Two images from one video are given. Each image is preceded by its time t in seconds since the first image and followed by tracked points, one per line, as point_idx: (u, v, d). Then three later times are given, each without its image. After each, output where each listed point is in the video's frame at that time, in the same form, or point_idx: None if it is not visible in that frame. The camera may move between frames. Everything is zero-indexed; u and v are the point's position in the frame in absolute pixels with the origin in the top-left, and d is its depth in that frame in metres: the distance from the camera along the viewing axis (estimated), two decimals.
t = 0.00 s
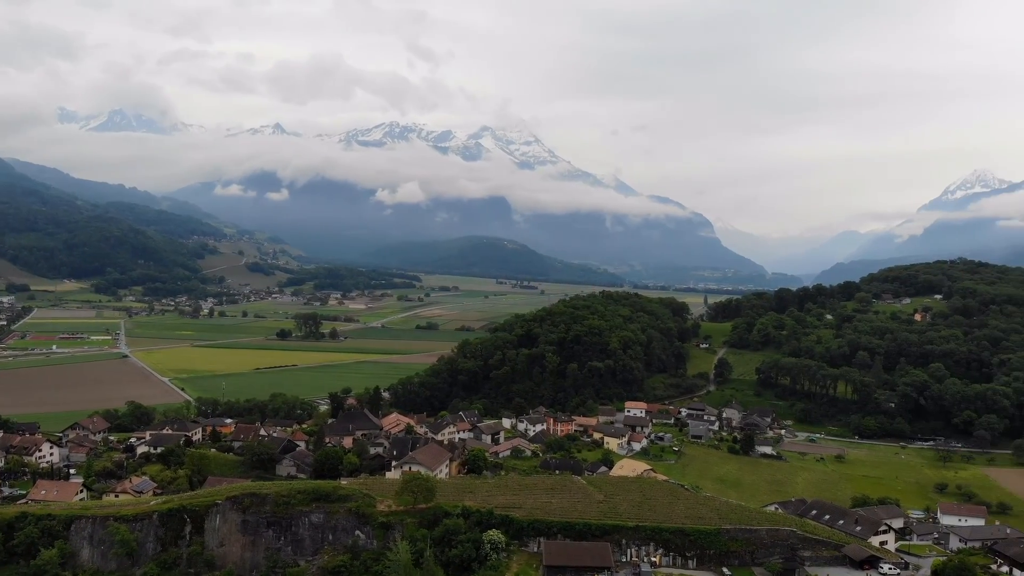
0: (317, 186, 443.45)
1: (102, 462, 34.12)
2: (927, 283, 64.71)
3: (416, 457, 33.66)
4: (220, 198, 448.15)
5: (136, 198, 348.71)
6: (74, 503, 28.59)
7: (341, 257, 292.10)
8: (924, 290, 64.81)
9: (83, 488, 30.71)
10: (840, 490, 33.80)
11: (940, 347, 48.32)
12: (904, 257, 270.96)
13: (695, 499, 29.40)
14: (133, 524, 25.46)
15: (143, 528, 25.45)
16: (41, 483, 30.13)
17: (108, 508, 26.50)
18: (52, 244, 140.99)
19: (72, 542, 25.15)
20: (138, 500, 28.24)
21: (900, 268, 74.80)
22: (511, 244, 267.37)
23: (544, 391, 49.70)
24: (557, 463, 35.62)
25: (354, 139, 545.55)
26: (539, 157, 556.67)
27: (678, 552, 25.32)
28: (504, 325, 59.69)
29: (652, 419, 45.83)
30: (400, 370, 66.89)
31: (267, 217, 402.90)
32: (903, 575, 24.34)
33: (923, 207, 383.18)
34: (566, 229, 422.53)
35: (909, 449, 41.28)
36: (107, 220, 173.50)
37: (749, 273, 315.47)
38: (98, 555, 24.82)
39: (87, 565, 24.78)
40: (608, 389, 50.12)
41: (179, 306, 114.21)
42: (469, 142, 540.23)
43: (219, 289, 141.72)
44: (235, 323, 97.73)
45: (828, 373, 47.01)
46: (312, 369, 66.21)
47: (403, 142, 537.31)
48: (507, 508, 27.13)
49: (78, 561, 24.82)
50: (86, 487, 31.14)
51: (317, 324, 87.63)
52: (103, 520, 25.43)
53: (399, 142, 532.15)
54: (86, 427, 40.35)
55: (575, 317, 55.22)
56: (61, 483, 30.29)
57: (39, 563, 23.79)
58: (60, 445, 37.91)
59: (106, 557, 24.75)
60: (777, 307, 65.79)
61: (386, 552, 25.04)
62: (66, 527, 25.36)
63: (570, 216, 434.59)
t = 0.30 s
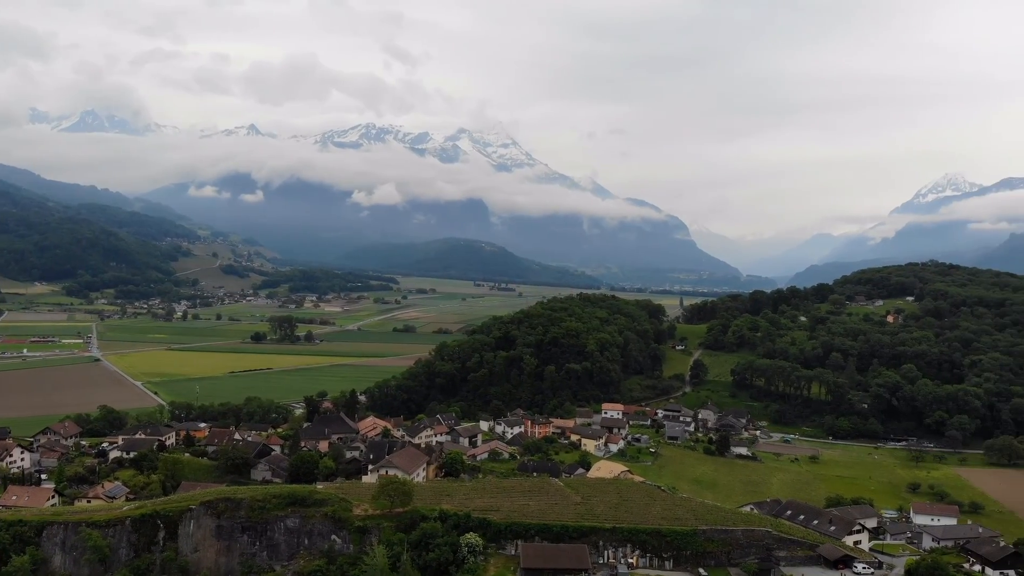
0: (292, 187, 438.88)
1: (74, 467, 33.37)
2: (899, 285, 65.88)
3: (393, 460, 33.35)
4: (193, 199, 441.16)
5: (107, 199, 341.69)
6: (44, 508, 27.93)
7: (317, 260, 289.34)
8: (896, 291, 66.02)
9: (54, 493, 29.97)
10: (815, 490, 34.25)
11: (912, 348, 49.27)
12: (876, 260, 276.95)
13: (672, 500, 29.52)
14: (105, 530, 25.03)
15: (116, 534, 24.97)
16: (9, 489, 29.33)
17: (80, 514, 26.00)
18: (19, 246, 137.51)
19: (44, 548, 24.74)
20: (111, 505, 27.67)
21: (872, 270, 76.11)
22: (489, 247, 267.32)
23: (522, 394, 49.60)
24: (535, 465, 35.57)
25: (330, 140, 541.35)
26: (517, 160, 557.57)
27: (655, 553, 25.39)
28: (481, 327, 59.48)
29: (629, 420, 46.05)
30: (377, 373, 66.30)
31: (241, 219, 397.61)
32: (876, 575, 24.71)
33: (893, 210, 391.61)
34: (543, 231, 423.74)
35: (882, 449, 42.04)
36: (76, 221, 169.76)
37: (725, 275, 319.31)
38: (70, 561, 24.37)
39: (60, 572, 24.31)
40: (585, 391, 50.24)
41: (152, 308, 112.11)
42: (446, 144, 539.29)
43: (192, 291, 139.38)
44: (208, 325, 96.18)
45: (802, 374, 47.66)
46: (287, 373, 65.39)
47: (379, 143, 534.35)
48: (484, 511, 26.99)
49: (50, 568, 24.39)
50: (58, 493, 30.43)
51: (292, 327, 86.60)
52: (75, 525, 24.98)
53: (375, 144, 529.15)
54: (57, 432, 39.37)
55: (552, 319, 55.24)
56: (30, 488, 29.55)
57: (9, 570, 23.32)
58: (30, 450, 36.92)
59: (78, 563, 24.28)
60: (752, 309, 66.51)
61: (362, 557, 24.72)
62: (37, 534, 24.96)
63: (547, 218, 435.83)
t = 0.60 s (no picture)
0: (268, 188, 434.11)
1: (47, 471, 32.62)
2: (873, 288, 66.97)
3: (370, 463, 33.04)
4: (167, 200, 434.15)
5: (78, 200, 334.68)
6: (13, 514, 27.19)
7: (294, 262, 286.25)
8: (871, 293, 67.15)
9: (24, 499, 29.17)
10: (791, 490, 34.64)
11: (886, 349, 50.14)
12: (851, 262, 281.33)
13: (650, 501, 29.61)
14: (79, 535, 24.48)
15: (90, 540, 24.47)
16: None
17: (53, 519, 25.44)
18: None
19: (14, 554, 24.11)
20: (85, 510, 27.07)
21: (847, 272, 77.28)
22: (468, 249, 266.88)
23: (500, 396, 49.47)
24: (513, 467, 35.49)
25: (307, 141, 536.41)
26: (495, 162, 557.84)
27: (634, 554, 25.47)
28: (460, 329, 59.25)
29: (607, 422, 46.19)
30: (355, 376, 65.75)
31: (216, 220, 392.13)
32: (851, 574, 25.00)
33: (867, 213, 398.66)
34: (522, 233, 424.22)
35: (856, 449, 42.71)
36: (46, 222, 166.10)
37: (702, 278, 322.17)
38: (43, 568, 23.83)
39: None
40: (564, 393, 50.28)
41: (126, 311, 109.98)
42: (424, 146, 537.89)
43: (167, 294, 137.13)
44: (183, 328, 94.70)
45: (778, 375, 48.27)
46: (263, 376, 64.59)
47: (357, 145, 531.22)
48: (463, 514, 26.83)
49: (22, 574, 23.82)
50: (30, 498, 29.76)
51: (268, 330, 85.59)
52: (47, 530, 24.43)
53: (353, 146, 525.86)
54: (30, 436, 38.38)
55: (531, 321, 55.23)
56: None
57: None
58: None
59: (51, 570, 23.77)
60: (728, 310, 67.21)
61: (339, 561, 24.44)
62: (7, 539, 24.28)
63: (526, 220, 436.48)
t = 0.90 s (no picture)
0: (247, 190, 429.42)
1: (22, 477, 31.94)
2: (851, 289, 67.94)
3: (351, 468, 32.76)
4: (143, 202, 427.59)
5: (52, 202, 328.30)
6: None
7: (273, 265, 283.23)
8: (848, 295, 68.15)
9: None
10: (771, 491, 34.99)
11: (864, 350, 50.86)
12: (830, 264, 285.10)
13: (631, 503, 29.72)
14: (54, 541, 24.07)
15: (67, 545, 24.09)
16: None
17: (29, 525, 24.95)
18: None
19: None
20: (62, 516, 26.55)
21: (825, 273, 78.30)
22: (449, 251, 266.21)
23: (482, 398, 49.37)
24: (495, 470, 35.41)
25: (286, 143, 531.63)
26: (477, 164, 557.40)
27: (615, 556, 25.51)
28: (441, 332, 58.97)
29: (589, 424, 46.28)
30: (335, 379, 65.15)
31: (194, 223, 386.96)
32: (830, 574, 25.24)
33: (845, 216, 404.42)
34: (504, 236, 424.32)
35: (835, 450, 43.29)
36: (19, 224, 162.57)
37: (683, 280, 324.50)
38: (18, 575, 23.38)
39: None
40: (546, 395, 50.32)
41: (102, 314, 107.98)
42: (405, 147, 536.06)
43: (144, 297, 134.91)
44: (161, 332, 93.26)
45: (758, 377, 48.75)
46: (242, 379, 63.82)
47: (337, 146, 527.80)
48: (444, 517, 26.70)
49: None
50: (5, 504, 29.12)
51: (247, 333, 84.63)
52: (23, 537, 23.99)
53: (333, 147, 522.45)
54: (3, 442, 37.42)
55: (513, 324, 55.18)
56: None
57: None
58: None
59: None
60: (708, 312, 67.77)
61: (319, 566, 24.16)
62: None
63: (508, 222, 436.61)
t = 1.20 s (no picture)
0: (226, 192, 424.47)
1: None
2: (828, 292, 68.91)
3: (330, 471, 32.44)
4: (119, 203, 420.66)
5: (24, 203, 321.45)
6: None
7: (253, 266, 280.26)
8: (825, 298, 69.09)
9: None
10: (750, 492, 35.30)
11: (841, 352, 51.58)
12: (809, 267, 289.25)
13: (611, 505, 29.80)
14: (28, 546, 23.44)
15: (41, 551, 23.46)
16: None
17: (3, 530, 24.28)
18: None
19: None
20: (36, 520, 25.88)
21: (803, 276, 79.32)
22: (430, 253, 265.41)
23: (462, 401, 49.22)
24: (475, 473, 35.29)
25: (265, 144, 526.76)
26: (457, 165, 556.70)
27: (595, 558, 25.55)
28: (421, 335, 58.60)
29: (569, 426, 46.35)
30: (314, 382, 64.51)
31: (171, 224, 381.42)
32: (808, 574, 25.48)
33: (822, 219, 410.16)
34: (485, 239, 424.23)
35: (814, 451, 43.80)
36: None
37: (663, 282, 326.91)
38: None
39: None
40: (527, 397, 50.29)
41: (77, 317, 105.94)
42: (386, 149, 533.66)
43: (120, 299, 132.71)
44: (137, 334, 91.71)
45: (736, 379, 49.22)
46: (220, 382, 62.93)
47: (316, 148, 524.08)
48: (425, 521, 26.52)
49: None
50: None
51: (225, 336, 83.52)
52: None
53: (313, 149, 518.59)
54: None
55: (494, 326, 55.08)
56: None
57: None
58: None
59: None
60: (687, 314, 68.26)
61: (298, 571, 23.86)
62: None
63: (490, 224, 436.54)
